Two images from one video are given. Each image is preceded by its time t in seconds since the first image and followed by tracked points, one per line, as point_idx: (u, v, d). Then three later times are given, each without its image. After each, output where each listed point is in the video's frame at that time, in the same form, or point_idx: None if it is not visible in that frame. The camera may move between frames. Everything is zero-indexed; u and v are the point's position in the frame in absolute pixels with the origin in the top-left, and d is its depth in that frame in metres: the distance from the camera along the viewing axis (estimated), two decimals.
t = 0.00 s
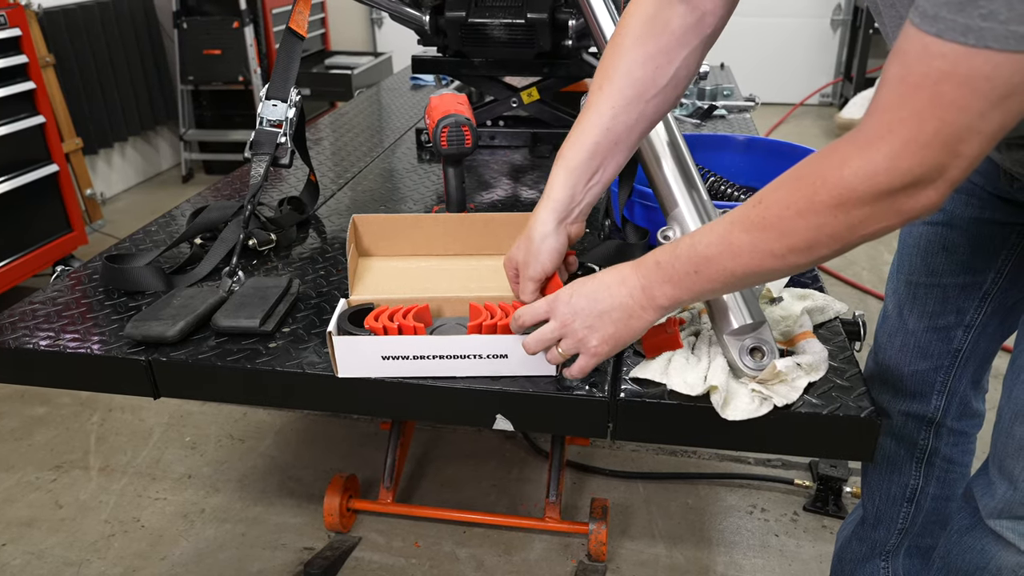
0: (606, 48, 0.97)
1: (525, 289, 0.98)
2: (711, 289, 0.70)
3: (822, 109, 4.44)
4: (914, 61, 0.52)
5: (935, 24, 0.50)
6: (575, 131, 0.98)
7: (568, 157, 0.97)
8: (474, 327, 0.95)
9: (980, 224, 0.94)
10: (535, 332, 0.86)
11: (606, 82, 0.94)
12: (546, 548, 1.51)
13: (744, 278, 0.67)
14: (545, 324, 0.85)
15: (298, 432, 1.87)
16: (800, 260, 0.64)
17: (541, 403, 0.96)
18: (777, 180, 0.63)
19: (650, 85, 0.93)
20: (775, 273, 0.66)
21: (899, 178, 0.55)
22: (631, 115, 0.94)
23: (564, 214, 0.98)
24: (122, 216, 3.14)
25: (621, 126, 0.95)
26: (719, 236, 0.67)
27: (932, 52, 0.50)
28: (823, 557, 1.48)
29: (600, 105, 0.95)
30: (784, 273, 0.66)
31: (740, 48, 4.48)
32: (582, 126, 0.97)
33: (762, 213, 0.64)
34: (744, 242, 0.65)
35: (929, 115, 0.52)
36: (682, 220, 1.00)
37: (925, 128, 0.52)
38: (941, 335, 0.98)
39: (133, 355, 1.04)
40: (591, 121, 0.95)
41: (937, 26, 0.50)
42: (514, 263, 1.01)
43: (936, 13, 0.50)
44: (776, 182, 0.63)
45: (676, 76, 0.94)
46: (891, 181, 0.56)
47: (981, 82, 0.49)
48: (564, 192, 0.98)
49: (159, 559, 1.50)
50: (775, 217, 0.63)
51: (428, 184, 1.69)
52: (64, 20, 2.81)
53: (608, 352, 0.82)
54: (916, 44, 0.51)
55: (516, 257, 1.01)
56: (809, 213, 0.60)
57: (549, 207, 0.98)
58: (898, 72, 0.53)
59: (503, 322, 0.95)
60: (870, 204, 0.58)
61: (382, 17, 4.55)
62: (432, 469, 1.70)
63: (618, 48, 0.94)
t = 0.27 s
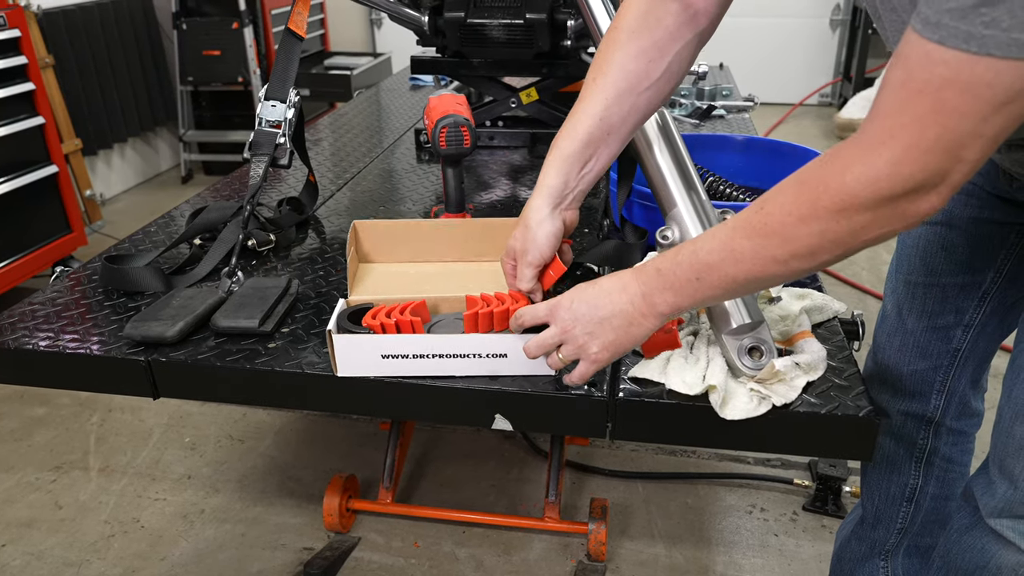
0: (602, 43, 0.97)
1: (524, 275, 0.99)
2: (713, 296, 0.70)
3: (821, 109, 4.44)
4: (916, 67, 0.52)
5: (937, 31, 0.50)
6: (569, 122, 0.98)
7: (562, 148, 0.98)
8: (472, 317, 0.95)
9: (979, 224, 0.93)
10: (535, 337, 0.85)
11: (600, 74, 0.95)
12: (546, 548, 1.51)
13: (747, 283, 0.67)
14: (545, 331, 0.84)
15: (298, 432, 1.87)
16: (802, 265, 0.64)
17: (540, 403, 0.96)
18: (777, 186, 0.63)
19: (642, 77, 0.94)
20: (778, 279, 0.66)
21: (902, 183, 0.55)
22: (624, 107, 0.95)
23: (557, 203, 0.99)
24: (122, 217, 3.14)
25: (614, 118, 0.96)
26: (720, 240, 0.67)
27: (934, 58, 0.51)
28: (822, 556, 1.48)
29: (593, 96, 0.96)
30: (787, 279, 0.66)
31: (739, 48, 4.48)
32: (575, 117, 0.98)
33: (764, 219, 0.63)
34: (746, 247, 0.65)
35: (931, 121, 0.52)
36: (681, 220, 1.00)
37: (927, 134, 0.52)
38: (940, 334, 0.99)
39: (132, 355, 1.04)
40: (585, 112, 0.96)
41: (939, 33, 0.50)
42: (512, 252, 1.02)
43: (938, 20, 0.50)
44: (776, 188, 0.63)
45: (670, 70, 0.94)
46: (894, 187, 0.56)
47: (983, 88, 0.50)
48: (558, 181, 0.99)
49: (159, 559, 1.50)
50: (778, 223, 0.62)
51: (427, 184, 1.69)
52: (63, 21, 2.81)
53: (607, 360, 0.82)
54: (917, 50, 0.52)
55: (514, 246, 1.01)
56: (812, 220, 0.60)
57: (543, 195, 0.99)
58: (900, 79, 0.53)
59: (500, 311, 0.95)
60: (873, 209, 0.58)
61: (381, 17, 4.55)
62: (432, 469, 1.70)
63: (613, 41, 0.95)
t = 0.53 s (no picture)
0: (598, 33, 0.99)
1: (514, 261, 0.99)
2: (693, 293, 0.70)
3: (820, 109, 4.44)
4: (904, 63, 0.52)
5: (926, 26, 0.51)
6: (561, 108, 1.00)
7: (553, 134, 1.00)
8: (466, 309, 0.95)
9: (979, 224, 0.94)
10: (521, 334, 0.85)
11: (595, 63, 0.97)
12: (545, 549, 1.51)
13: (726, 281, 0.67)
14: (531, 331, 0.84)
15: (297, 433, 1.87)
16: (783, 263, 0.64)
17: (539, 404, 0.96)
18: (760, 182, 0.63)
19: (636, 67, 0.96)
20: (758, 277, 0.66)
21: (886, 180, 0.56)
22: (618, 96, 0.97)
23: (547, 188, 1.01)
24: (121, 218, 3.14)
25: (606, 106, 0.97)
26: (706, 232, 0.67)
27: (922, 54, 0.51)
28: (821, 556, 1.48)
29: (586, 84, 0.97)
30: (767, 278, 0.66)
31: (738, 48, 4.48)
32: (568, 104, 0.99)
33: (747, 215, 0.63)
34: (728, 243, 0.65)
35: (918, 118, 0.52)
36: (678, 220, 1.00)
37: (914, 130, 0.53)
38: (939, 335, 0.99)
39: (132, 356, 1.04)
40: (577, 99, 0.98)
41: (928, 28, 0.51)
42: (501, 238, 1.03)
43: (928, 15, 0.51)
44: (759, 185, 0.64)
45: (663, 62, 0.96)
46: (877, 184, 0.56)
47: (971, 85, 0.50)
48: (548, 167, 1.00)
49: (158, 560, 1.50)
50: (761, 218, 0.62)
51: (426, 185, 1.69)
52: (63, 22, 2.82)
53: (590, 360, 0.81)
54: (907, 46, 0.52)
55: (503, 232, 1.02)
56: (795, 216, 0.60)
57: (533, 179, 1.01)
58: (889, 75, 0.53)
59: (495, 300, 0.96)
60: (855, 207, 0.58)
61: (381, 18, 4.55)
62: (431, 469, 1.70)
63: (608, 31, 0.97)
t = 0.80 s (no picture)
0: (582, 25, 0.99)
1: (506, 256, 1.00)
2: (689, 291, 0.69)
3: (820, 110, 4.44)
4: (903, 60, 0.52)
5: (926, 24, 0.51)
6: (546, 100, 1.00)
7: (538, 126, 1.00)
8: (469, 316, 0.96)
9: (979, 225, 0.94)
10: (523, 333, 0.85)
11: (579, 55, 0.97)
12: (544, 550, 1.51)
13: (721, 277, 0.67)
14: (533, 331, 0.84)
15: (297, 434, 1.87)
16: (778, 260, 0.64)
17: (539, 405, 0.96)
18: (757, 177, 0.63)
19: (620, 61, 0.95)
20: (754, 273, 0.66)
21: (883, 177, 0.56)
22: (601, 88, 0.97)
23: (532, 179, 1.01)
24: (120, 219, 3.13)
25: (590, 99, 0.97)
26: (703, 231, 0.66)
27: (921, 51, 0.51)
28: (821, 557, 1.48)
29: (570, 76, 0.97)
30: (763, 274, 0.66)
31: (738, 49, 4.49)
32: (552, 96, 0.99)
33: (744, 210, 0.64)
34: (723, 238, 0.65)
35: (915, 114, 0.52)
36: (677, 221, 1.00)
37: (911, 127, 0.53)
38: (939, 336, 0.99)
39: (131, 357, 1.04)
40: (561, 91, 0.98)
41: (927, 25, 0.51)
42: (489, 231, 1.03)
43: (927, 13, 0.51)
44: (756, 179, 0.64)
45: (648, 55, 0.96)
46: (874, 180, 0.56)
47: (968, 83, 0.50)
48: (533, 159, 1.00)
49: (158, 561, 1.50)
50: (758, 213, 0.62)
51: (425, 186, 1.69)
52: (62, 23, 2.82)
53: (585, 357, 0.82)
54: (907, 43, 0.52)
55: (491, 226, 1.02)
56: (792, 211, 0.61)
57: (518, 171, 1.01)
58: (887, 72, 0.53)
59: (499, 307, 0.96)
60: (852, 203, 0.58)
61: (380, 18, 4.55)
62: (431, 470, 1.70)
63: (593, 24, 0.97)
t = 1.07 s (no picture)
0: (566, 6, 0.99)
1: (498, 233, 0.95)
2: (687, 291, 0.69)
3: (820, 110, 4.45)
4: (902, 58, 0.52)
5: (922, 19, 0.51)
6: (529, 79, 1.00)
7: (520, 104, 1.00)
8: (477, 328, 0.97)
9: (978, 226, 0.94)
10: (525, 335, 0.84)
11: (563, 35, 0.97)
12: (544, 550, 1.51)
13: (722, 279, 0.67)
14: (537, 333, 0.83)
15: (296, 434, 1.87)
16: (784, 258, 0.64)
17: (538, 406, 0.96)
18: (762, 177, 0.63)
19: (604, 41, 0.95)
20: (762, 272, 0.66)
21: (887, 175, 0.55)
22: (584, 66, 0.97)
23: (515, 157, 1.01)
24: (120, 220, 3.13)
25: (572, 78, 0.98)
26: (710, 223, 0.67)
27: (920, 49, 0.51)
28: (821, 557, 1.48)
29: (554, 56, 0.98)
30: (769, 273, 0.66)
31: (737, 49, 4.49)
32: (535, 75, 0.99)
33: (749, 211, 0.63)
34: (729, 239, 0.65)
35: (916, 113, 0.52)
36: (676, 221, 1.00)
37: (913, 125, 0.53)
38: (937, 336, 0.99)
39: (129, 358, 1.03)
40: (544, 70, 0.98)
41: (925, 20, 0.51)
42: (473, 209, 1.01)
43: (923, 7, 0.51)
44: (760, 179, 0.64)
45: (632, 37, 0.96)
46: (878, 179, 0.56)
47: (968, 80, 0.50)
48: (516, 136, 1.00)
49: (157, 562, 1.50)
50: (762, 215, 0.62)
51: (424, 187, 1.69)
52: (61, 24, 2.81)
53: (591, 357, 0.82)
54: (904, 40, 0.52)
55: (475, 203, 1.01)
56: (797, 211, 0.61)
57: (499, 147, 1.00)
58: (886, 69, 0.53)
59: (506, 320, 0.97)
60: (857, 202, 0.58)
61: (380, 19, 4.55)
62: (430, 471, 1.70)
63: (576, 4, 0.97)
